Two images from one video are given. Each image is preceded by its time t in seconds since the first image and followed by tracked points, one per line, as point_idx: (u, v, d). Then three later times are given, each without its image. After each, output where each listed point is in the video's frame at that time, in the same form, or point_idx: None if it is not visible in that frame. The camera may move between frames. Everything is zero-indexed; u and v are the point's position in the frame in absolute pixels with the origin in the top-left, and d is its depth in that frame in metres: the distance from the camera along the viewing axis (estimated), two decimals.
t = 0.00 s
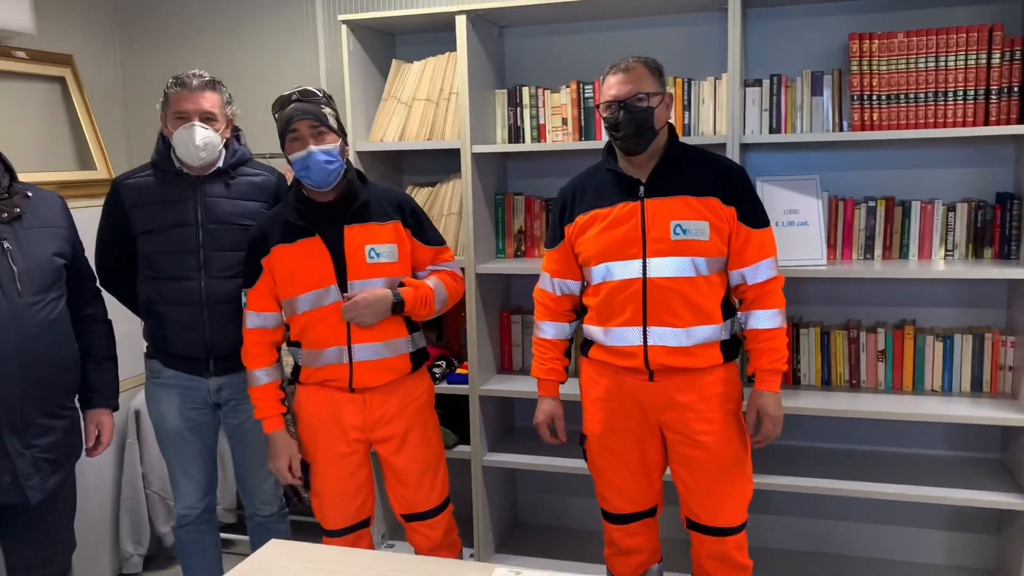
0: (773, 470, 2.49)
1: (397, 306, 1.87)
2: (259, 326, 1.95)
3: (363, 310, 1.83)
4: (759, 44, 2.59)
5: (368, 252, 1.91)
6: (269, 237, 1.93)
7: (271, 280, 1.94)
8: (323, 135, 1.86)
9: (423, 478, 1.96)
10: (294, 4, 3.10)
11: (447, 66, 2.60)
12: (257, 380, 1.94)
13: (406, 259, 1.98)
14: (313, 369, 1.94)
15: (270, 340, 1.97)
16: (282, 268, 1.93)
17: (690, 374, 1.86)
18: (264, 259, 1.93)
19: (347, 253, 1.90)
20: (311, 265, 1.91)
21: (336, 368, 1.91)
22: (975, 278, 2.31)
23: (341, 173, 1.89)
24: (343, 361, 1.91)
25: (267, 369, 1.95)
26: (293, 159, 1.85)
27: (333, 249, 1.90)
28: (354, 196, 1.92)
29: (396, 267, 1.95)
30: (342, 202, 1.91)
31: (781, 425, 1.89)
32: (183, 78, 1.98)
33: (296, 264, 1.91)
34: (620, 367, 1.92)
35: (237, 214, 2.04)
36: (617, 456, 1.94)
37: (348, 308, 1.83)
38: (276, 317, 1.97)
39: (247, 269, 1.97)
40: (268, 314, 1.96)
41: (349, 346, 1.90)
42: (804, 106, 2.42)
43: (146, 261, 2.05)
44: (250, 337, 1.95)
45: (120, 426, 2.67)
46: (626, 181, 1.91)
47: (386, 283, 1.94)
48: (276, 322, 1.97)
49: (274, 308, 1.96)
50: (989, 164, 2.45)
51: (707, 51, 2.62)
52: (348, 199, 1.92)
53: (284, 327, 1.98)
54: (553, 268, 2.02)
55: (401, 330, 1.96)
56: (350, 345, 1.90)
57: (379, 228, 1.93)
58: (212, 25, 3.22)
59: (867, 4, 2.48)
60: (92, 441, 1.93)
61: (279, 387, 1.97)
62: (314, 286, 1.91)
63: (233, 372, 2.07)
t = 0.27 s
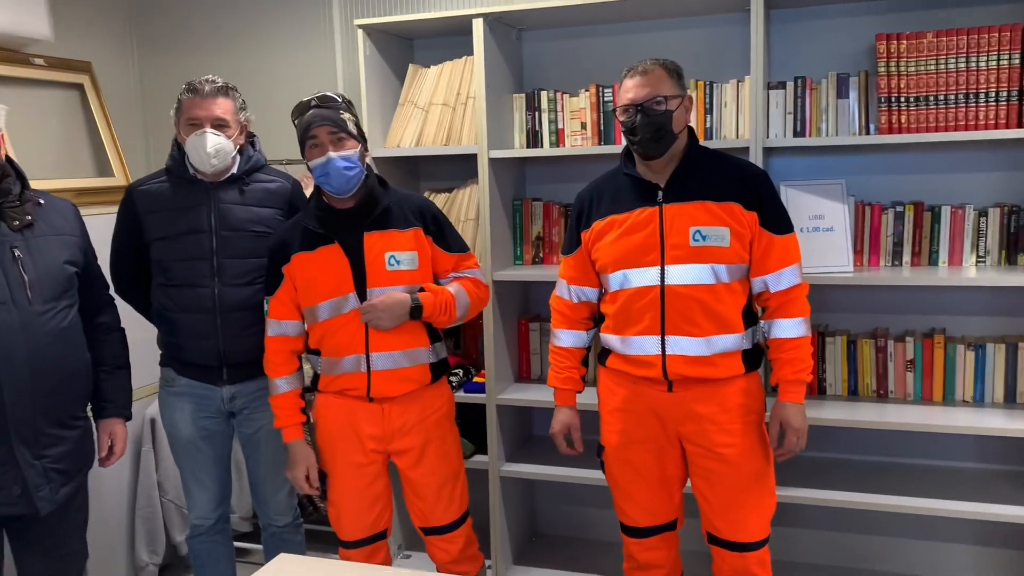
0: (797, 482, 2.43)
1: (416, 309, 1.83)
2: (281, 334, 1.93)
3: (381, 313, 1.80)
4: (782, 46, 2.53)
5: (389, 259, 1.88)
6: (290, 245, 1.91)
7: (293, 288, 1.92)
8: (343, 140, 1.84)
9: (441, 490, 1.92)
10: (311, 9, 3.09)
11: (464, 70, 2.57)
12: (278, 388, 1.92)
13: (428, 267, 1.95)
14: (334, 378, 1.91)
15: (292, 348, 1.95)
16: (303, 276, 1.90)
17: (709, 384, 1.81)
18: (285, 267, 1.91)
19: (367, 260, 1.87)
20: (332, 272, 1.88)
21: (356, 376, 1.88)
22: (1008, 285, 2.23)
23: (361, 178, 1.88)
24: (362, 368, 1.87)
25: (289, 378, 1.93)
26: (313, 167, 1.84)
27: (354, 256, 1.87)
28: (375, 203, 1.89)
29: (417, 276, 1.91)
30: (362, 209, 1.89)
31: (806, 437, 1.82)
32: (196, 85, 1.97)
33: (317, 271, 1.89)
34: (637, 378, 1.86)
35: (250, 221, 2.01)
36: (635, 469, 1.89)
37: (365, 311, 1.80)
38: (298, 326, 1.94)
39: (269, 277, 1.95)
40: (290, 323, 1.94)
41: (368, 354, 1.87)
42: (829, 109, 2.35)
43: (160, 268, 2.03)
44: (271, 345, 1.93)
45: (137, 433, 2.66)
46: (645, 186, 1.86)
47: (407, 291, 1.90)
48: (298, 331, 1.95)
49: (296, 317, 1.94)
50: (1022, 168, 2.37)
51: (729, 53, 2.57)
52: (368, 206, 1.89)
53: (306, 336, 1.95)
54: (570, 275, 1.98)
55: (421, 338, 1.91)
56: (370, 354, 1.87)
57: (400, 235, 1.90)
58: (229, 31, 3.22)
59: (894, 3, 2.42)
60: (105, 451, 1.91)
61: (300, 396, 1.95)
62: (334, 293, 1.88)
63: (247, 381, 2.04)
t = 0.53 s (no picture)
0: (809, 489, 2.39)
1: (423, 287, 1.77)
2: (301, 333, 1.90)
3: (392, 292, 1.74)
4: (793, 46, 2.50)
5: (411, 255, 1.85)
6: (313, 243, 1.90)
7: (314, 286, 1.90)
8: (370, 141, 1.82)
9: (457, 496, 1.89)
10: (318, 12, 3.08)
11: (470, 73, 2.55)
12: (299, 387, 1.89)
13: (450, 266, 1.91)
14: (355, 377, 1.88)
15: (313, 348, 1.92)
16: (324, 275, 1.88)
17: (718, 390, 1.78)
18: (307, 265, 1.89)
19: (389, 257, 1.86)
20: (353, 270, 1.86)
21: (376, 376, 1.84)
22: None
23: (387, 179, 1.86)
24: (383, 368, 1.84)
25: (310, 377, 1.90)
26: (340, 166, 1.82)
27: (376, 253, 1.86)
28: (402, 201, 1.88)
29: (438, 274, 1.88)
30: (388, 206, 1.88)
31: (815, 444, 1.77)
32: (200, 89, 1.96)
33: (337, 270, 1.87)
34: (645, 384, 1.84)
35: (252, 225, 2.00)
36: (644, 476, 1.85)
37: (376, 287, 1.76)
38: (318, 325, 1.91)
39: (292, 274, 1.92)
40: (310, 322, 1.91)
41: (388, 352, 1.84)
42: (841, 110, 2.32)
43: (161, 273, 2.03)
44: (292, 344, 1.90)
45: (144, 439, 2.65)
46: (651, 189, 1.83)
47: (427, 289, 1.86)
48: (319, 331, 1.92)
49: (316, 316, 1.91)
50: None
51: (738, 53, 2.54)
52: (395, 203, 1.88)
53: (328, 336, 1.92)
54: (576, 280, 1.95)
55: (441, 337, 1.88)
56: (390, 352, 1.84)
57: (423, 233, 1.88)
58: (237, 35, 3.21)
59: (907, 2, 2.38)
60: (110, 457, 1.90)
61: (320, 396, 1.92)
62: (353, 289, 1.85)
63: (250, 387, 2.03)
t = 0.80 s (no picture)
0: (811, 490, 2.37)
1: (443, 280, 1.74)
2: (316, 329, 1.89)
3: (410, 279, 1.73)
4: (793, 43, 2.48)
5: (430, 251, 1.83)
6: (332, 239, 1.88)
7: (331, 282, 1.88)
8: (392, 138, 1.81)
9: (467, 498, 1.86)
10: (315, 12, 3.06)
11: (468, 72, 2.53)
12: (314, 383, 1.88)
13: (468, 264, 1.89)
14: (370, 375, 1.86)
15: (328, 344, 1.90)
16: (341, 271, 1.86)
17: (718, 391, 1.76)
18: (324, 261, 1.88)
19: (407, 254, 1.84)
20: (371, 267, 1.84)
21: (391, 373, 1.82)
22: None
23: (409, 177, 1.85)
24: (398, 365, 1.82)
25: (324, 373, 1.89)
26: (362, 163, 1.80)
27: (395, 250, 1.85)
28: (423, 199, 1.87)
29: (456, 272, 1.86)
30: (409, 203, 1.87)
31: (816, 446, 1.75)
32: (194, 89, 1.94)
33: (354, 266, 1.85)
34: (644, 385, 1.82)
35: (243, 227, 1.99)
36: (645, 478, 1.84)
37: (393, 275, 1.74)
38: (334, 322, 1.89)
39: (309, 269, 1.90)
40: (326, 319, 1.89)
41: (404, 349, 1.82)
42: (841, 107, 2.30)
43: (150, 276, 2.01)
44: (307, 339, 1.89)
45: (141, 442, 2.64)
46: (650, 189, 1.82)
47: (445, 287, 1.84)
48: (335, 327, 1.90)
49: (332, 313, 1.89)
50: None
51: (737, 51, 2.52)
52: (416, 200, 1.87)
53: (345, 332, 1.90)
54: (574, 280, 1.94)
55: (457, 335, 1.86)
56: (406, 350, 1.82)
57: (442, 231, 1.86)
58: (234, 35, 3.20)
59: None
60: (105, 462, 1.89)
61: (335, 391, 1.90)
62: (371, 282, 1.83)
63: (242, 390, 2.02)
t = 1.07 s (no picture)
0: (802, 484, 2.38)
1: (452, 298, 1.72)
2: (316, 320, 1.89)
3: (417, 297, 1.70)
4: (780, 38, 2.48)
5: (434, 254, 1.81)
6: (340, 234, 1.87)
7: (337, 276, 1.88)
8: (403, 134, 1.80)
9: (468, 498, 1.83)
10: (300, 9, 3.04)
11: (455, 69, 2.51)
12: (314, 359, 1.84)
13: (475, 265, 1.88)
14: (372, 371, 1.86)
15: (327, 335, 1.91)
16: (348, 265, 1.86)
17: (711, 387, 1.75)
18: (331, 254, 1.87)
19: (414, 254, 1.82)
20: (378, 264, 1.82)
21: (394, 370, 1.82)
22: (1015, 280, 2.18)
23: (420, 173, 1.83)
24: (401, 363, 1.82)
25: (323, 351, 1.87)
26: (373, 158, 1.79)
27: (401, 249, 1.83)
28: (434, 198, 1.85)
29: (461, 273, 1.85)
30: (421, 201, 1.85)
31: (809, 438, 1.75)
32: (172, 88, 1.92)
33: (362, 262, 1.83)
34: (637, 381, 1.81)
35: (221, 227, 1.97)
36: (639, 475, 1.83)
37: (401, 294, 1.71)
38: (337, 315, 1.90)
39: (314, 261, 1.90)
40: (328, 312, 1.89)
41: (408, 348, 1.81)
42: (829, 102, 2.30)
43: (127, 278, 1.98)
44: (305, 329, 1.89)
45: (127, 445, 2.61)
46: (642, 185, 1.81)
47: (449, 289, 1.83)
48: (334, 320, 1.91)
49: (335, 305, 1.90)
50: None
51: (725, 46, 2.52)
52: (427, 199, 1.85)
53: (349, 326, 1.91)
54: (565, 278, 1.93)
55: (461, 338, 1.85)
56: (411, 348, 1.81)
57: (450, 231, 1.85)
58: (217, 32, 3.17)
59: None
60: (91, 466, 1.86)
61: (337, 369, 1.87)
62: (378, 280, 1.82)
63: (221, 393, 1.99)
